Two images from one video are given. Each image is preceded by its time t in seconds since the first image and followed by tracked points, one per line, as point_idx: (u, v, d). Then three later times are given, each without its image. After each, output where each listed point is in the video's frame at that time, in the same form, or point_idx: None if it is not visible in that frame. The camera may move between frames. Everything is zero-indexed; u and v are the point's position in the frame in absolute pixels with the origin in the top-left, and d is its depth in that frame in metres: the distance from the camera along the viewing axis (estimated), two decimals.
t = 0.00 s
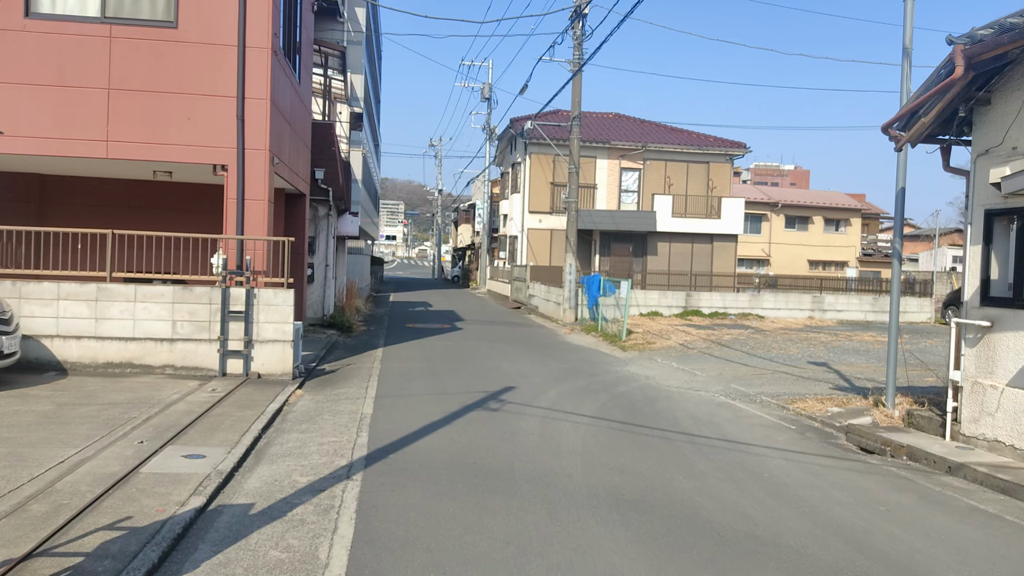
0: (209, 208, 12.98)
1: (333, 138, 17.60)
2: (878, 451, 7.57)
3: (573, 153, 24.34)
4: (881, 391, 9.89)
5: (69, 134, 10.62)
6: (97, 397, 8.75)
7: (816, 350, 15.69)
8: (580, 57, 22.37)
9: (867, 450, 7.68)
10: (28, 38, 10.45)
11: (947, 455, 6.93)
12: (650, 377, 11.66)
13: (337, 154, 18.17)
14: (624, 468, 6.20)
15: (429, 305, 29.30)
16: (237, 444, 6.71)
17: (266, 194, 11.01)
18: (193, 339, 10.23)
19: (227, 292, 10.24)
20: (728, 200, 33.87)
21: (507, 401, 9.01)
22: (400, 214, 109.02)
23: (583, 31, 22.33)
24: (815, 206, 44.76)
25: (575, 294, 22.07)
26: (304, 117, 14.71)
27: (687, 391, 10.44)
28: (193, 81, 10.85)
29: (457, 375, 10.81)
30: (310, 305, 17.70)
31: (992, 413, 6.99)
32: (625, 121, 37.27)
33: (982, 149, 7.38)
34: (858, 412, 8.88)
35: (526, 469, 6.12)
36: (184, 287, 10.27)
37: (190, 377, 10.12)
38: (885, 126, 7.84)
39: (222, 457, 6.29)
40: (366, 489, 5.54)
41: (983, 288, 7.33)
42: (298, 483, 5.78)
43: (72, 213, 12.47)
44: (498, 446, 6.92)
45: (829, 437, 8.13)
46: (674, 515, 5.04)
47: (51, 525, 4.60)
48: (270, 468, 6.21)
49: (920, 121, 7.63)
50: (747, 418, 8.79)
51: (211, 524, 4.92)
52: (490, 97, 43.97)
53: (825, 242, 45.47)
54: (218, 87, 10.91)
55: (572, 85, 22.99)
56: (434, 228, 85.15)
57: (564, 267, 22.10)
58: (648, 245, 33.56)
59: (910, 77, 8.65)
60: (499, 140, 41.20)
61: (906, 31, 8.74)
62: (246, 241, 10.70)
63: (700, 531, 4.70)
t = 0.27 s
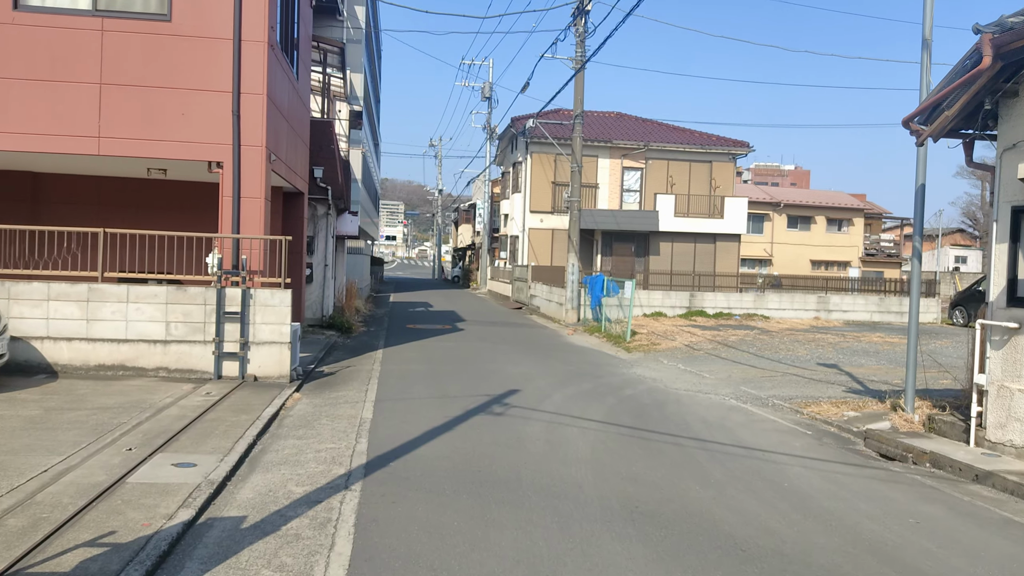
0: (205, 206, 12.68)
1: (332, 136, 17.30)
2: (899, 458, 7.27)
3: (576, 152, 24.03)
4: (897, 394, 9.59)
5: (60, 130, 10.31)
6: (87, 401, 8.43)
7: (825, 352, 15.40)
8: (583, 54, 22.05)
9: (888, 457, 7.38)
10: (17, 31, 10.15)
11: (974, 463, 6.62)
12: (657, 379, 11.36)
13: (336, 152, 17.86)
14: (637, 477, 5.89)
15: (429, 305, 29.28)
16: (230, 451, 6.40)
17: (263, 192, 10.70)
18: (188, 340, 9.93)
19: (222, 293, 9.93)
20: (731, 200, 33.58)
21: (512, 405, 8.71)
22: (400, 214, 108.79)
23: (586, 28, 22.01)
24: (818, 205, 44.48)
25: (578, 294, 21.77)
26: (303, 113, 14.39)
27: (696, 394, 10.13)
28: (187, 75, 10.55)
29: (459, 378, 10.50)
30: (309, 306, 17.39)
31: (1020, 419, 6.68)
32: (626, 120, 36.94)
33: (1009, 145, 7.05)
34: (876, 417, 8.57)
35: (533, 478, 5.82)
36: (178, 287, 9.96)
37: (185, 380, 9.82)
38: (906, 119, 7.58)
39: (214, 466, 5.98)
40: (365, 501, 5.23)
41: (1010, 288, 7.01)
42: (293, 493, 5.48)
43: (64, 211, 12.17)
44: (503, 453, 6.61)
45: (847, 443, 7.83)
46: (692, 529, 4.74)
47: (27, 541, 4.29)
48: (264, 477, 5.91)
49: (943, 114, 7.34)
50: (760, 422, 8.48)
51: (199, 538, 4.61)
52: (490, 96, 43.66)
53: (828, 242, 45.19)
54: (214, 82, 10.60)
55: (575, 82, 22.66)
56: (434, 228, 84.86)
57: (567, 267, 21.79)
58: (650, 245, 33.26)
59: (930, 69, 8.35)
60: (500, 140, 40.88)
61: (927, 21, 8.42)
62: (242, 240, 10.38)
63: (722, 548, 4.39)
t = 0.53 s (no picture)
0: (200, 205, 12.34)
1: (331, 133, 16.95)
2: (924, 467, 6.94)
3: (579, 150, 23.68)
4: (915, 399, 9.26)
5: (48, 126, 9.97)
6: (74, 407, 8.08)
7: (835, 353, 15.07)
8: (586, 51, 21.69)
9: (911, 467, 7.05)
10: (4, 23, 9.81)
11: (1004, 474, 6.29)
12: (665, 383, 11.03)
13: (335, 149, 17.51)
14: (652, 490, 5.55)
15: (429, 305, 28.92)
16: (221, 463, 6.06)
17: (258, 189, 10.35)
18: (180, 343, 9.59)
19: (216, 294, 9.59)
20: (734, 198, 33.24)
21: (517, 411, 8.38)
22: (399, 213, 108.46)
23: (589, 24, 21.65)
24: (821, 204, 44.14)
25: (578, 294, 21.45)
26: (300, 108, 14.05)
27: (706, 398, 9.80)
28: (180, 69, 10.21)
29: (462, 381, 10.16)
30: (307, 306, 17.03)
31: None
32: (628, 118, 36.58)
33: None
34: (896, 423, 8.25)
35: (542, 491, 5.49)
36: (170, 287, 9.62)
37: (178, 384, 9.48)
38: (930, 112, 7.32)
39: (204, 479, 5.65)
40: (364, 518, 4.88)
41: None
42: (288, 509, 5.14)
43: (55, 210, 11.83)
44: (509, 463, 6.28)
45: (867, 451, 7.50)
46: (716, 550, 4.40)
47: None
48: (257, 490, 5.58)
49: (968, 108, 7.06)
50: (776, 429, 8.15)
51: (186, 561, 4.27)
52: (491, 94, 43.30)
53: (830, 241, 44.88)
54: (207, 75, 10.26)
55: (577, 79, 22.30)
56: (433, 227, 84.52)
57: (569, 266, 21.46)
58: (652, 244, 32.93)
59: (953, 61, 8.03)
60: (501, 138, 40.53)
61: (949, 11, 8.07)
62: (237, 239, 10.04)
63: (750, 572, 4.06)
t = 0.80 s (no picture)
0: (192, 203, 12.02)
1: (329, 130, 16.55)
2: (944, 475, 6.59)
3: (580, 148, 23.35)
4: (931, 403, 8.94)
5: (33, 121, 9.63)
6: (57, 412, 7.75)
7: (842, 354, 14.75)
8: (588, 47, 21.37)
9: (931, 474, 6.72)
10: None
11: None
12: (670, 385, 10.70)
13: (332, 147, 17.19)
14: (662, 503, 5.22)
15: (429, 305, 28.37)
16: (205, 473, 5.73)
17: (251, 186, 10.02)
18: (169, 345, 9.27)
19: (206, 294, 9.26)
20: (736, 197, 32.91)
21: (518, 415, 8.05)
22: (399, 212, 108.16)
23: (590, 19, 21.32)
24: (823, 203, 43.82)
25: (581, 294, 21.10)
26: (296, 105, 13.73)
27: (714, 401, 9.47)
28: (170, 62, 9.87)
29: (461, 385, 9.84)
30: (304, 306, 16.71)
31: None
32: (630, 116, 36.26)
33: None
34: (913, 429, 7.91)
35: (546, 504, 5.16)
36: (159, 288, 9.30)
37: (167, 388, 9.16)
38: (951, 103, 7.05)
39: (185, 492, 5.32)
40: (354, 535, 4.55)
41: None
42: (274, 524, 4.82)
43: (43, 208, 11.51)
44: (510, 473, 5.96)
45: (884, 458, 7.18)
46: (734, 571, 4.08)
47: None
48: (242, 503, 5.25)
49: (989, 101, 6.77)
50: (788, 435, 7.82)
51: None
52: (491, 92, 42.96)
53: (832, 240, 44.57)
54: (198, 69, 9.94)
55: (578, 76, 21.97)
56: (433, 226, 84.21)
57: (570, 266, 21.13)
58: (654, 243, 32.61)
59: (972, 51, 7.71)
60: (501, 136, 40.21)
61: None
62: (229, 237, 9.71)
63: None
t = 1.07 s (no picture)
0: (181, 198, 11.65)
1: (323, 123, 16.13)
2: (966, 483, 6.23)
3: (580, 144, 22.98)
4: (947, 406, 8.60)
5: (14, 112, 9.26)
6: (35, 415, 7.39)
7: (850, 354, 14.40)
8: (588, 41, 20.99)
9: (954, 483, 6.37)
10: None
11: None
12: (675, 387, 10.35)
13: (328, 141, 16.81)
14: (673, 516, 4.87)
15: (429, 305, 27.46)
16: (185, 483, 5.38)
17: (241, 180, 9.65)
18: (155, 345, 8.92)
19: (193, 293, 8.89)
20: (738, 194, 32.55)
21: (518, 419, 7.70)
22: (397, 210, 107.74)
23: (591, 13, 20.94)
24: (824, 200, 43.47)
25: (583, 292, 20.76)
26: (289, 98, 13.37)
27: (721, 403, 9.13)
28: (156, 51, 9.51)
29: (458, 386, 9.49)
30: (298, 305, 16.36)
31: None
32: (630, 113, 35.87)
33: None
34: (931, 433, 7.57)
35: (549, 517, 4.81)
36: (144, 286, 8.94)
37: (152, 390, 8.80)
38: (973, 90, 6.69)
39: (162, 504, 4.96)
40: (342, 554, 4.19)
41: None
42: (255, 540, 4.46)
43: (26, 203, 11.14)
44: (510, 482, 5.60)
45: (903, 465, 6.84)
46: None
47: None
48: (223, 516, 4.89)
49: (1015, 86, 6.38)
50: (800, 440, 7.48)
51: None
52: (489, 89, 42.55)
53: (834, 238, 44.22)
54: (186, 58, 9.57)
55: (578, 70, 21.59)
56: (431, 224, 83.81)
57: (570, 263, 20.78)
58: (654, 241, 32.25)
59: (995, 38, 7.37)
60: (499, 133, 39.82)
61: None
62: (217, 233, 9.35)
63: None
